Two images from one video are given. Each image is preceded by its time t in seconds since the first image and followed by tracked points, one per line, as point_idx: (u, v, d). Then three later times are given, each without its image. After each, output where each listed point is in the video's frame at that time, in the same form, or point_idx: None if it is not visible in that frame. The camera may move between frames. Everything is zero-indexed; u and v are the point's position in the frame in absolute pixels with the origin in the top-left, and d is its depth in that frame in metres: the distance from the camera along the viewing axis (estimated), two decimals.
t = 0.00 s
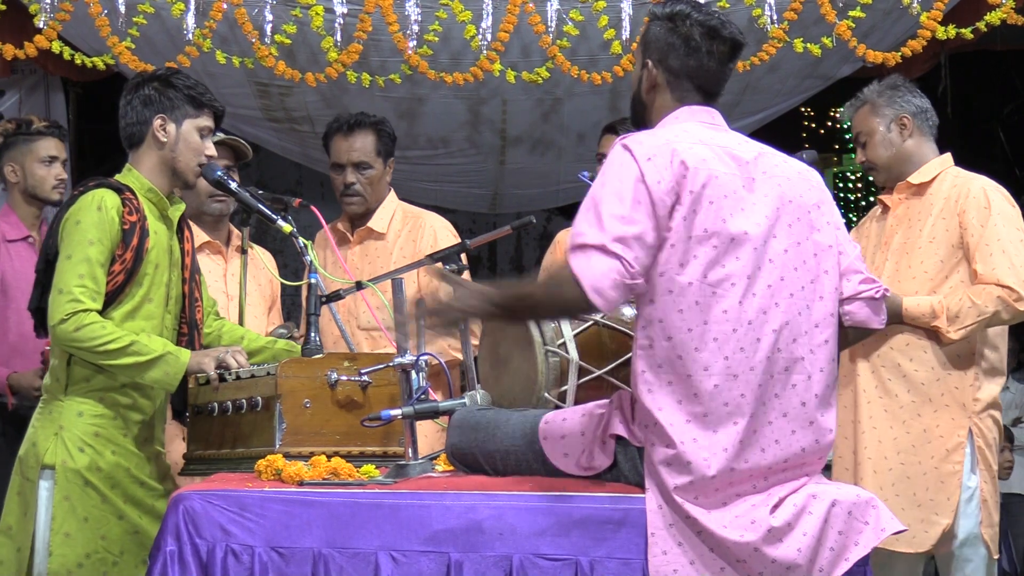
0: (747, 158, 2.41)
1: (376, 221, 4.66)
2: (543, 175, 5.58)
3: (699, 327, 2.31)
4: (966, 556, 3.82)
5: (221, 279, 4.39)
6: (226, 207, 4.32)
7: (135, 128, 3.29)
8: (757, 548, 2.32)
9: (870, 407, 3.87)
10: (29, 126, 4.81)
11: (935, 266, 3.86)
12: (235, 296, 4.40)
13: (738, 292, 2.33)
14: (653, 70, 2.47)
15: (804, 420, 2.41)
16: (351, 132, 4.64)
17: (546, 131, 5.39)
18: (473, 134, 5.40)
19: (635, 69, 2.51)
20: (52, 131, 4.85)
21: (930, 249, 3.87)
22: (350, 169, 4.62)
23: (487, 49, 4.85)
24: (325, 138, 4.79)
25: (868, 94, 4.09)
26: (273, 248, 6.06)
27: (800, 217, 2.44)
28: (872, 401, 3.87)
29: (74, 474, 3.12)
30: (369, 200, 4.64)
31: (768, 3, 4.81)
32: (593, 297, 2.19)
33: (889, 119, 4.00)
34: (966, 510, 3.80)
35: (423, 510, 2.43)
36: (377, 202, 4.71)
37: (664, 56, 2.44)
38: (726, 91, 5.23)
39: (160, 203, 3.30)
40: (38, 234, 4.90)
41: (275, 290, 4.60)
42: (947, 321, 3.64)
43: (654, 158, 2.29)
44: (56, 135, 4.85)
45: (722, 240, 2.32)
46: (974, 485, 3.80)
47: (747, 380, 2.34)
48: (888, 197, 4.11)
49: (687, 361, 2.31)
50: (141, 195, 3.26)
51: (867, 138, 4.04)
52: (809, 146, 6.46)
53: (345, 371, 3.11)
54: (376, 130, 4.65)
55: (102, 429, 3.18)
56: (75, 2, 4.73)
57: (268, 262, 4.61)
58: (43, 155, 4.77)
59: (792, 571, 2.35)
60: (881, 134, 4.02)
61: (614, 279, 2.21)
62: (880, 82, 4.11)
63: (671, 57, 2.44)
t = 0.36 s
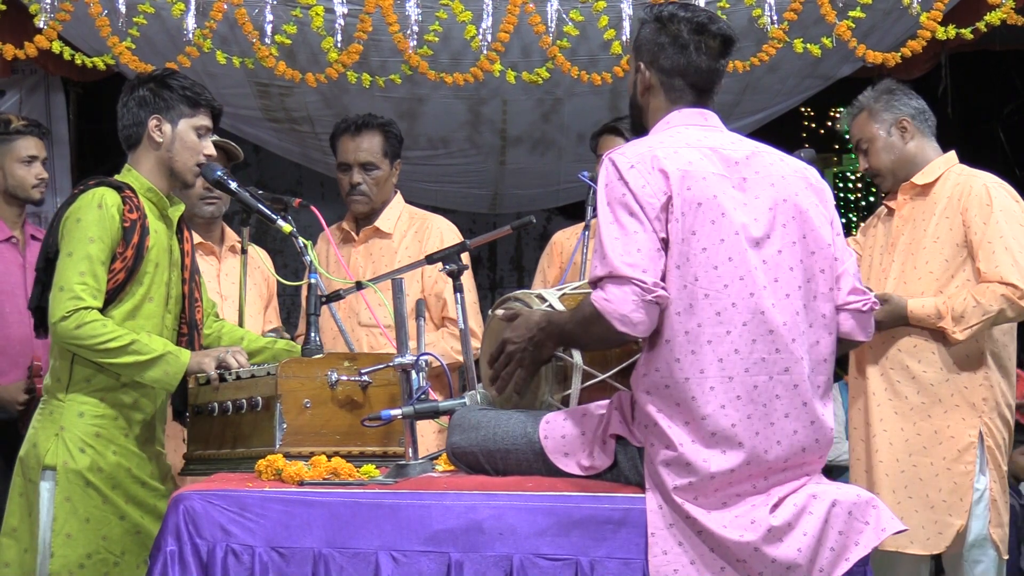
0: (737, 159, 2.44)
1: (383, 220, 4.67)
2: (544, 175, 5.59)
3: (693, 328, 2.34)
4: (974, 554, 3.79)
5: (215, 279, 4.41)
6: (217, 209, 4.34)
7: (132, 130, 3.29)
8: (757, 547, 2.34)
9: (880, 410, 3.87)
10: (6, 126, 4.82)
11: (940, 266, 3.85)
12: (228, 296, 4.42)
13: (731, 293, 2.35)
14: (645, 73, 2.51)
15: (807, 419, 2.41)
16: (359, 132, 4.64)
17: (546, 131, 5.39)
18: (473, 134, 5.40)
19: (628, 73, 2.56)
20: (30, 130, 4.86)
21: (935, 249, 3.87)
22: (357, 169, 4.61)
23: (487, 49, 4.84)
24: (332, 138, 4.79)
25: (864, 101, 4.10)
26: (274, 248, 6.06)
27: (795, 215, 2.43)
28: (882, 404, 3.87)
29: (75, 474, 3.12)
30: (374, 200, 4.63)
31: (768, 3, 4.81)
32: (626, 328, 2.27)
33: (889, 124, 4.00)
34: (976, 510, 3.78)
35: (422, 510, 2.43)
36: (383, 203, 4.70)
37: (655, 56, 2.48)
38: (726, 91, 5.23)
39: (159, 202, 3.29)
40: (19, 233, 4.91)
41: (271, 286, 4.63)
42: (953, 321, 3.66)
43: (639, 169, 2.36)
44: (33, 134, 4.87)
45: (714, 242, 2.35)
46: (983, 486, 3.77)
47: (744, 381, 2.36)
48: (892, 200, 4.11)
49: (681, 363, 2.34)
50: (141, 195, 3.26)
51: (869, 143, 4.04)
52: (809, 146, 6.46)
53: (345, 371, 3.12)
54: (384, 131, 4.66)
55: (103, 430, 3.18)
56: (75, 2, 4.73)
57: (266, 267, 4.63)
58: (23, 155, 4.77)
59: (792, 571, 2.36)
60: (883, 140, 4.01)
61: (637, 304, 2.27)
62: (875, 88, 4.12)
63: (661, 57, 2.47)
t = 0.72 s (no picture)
0: (732, 158, 2.46)
1: (383, 219, 4.66)
2: (543, 175, 5.59)
3: (692, 325, 2.34)
4: (964, 555, 3.76)
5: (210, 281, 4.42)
6: (209, 214, 4.32)
7: (130, 133, 3.31)
8: (757, 547, 2.34)
9: (870, 408, 3.87)
10: None
11: (938, 268, 3.85)
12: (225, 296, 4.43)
13: (728, 289, 2.36)
14: (647, 76, 2.53)
15: (804, 413, 2.43)
16: (352, 137, 4.64)
17: (546, 131, 5.39)
18: (473, 134, 5.40)
19: (620, 86, 2.57)
20: (20, 135, 4.85)
21: (935, 250, 3.86)
22: (353, 175, 4.63)
23: (487, 49, 4.84)
24: (327, 141, 4.78)
25: (903, 79, 4.07)
26: (274, 248, 6.06)
27: (790, 212, 2.45)
28: (872, 402, 3.87)
29: (74, 474, 3.12)
30: (373, 204, 4.64)
31: (768, 3, 4.81)
32: (628, 324, 2.27)
33: (925, 111, 3.99)
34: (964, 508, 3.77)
35: (422, 510, 2.43)
36: (382, 204, 4.71)
37: (654, 62, 2.53)
38: (726, 91, 5.23)
39: (160, 204, 3.29)
40: (11, 238, 4.91)
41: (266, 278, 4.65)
42: (949, 324, 3.66)
43: (635, 168, 2.37)
44: (24, 139, 4.86)
45: (711, 238, 2.36)
46: (972, 484, 3.77)
47: (743, 377, 2.36)
48: (891, 198, 4.10)
49: (681, 359, 2.34)
50: (142, 196, 3.26)
51: (900, 120, 3.98)
52: (809, 146, 6.45)
53: (345, 371, 3.11)
54: (377, 134, 4.66)
55: (102, 429, 3.18)
56: (76, 2, 4.74)
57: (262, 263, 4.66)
58: (12, 159, 4.77)
59: (791, 571, 2.36)
60: (914, 121, 3.98)
61: (638, 301, 2.27)
62: (911, 73, 4.11)
63: (659, 61, 2.53)
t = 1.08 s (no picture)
0: (713, 156, 2.50)
1: (368, 222, 4.68)
2: (543, 175, 5.59)
3: (683, 319, 2.37)
4: (935, 553, 3.76)
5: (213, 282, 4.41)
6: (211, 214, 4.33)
7: (130, 135, 3.31)
8: (757, 546, 2.34)
9: (843, 401, 3.89)
10: None
11: (918, 268, 3.87)
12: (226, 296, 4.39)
13: (716, 281, 2.39)
14: (619, 91, 2.57)
15: (800, 403, 2.44)
16: (329, 146, 4.59)
17: (546, 131, 5.39)
18: (473, 134, 5.40)
19: (594, 104, 2.61)
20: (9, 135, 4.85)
21: (916, 251, 3.88)
22: (334, 185, 4.61)
23: (487, 49, 4.84)
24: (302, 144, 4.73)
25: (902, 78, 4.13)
26: (273, 248, 6.06)
27: (775, 205, 2.48)
28: (845, 395, 3.89)
29: (71, 474, 3.12)
30: (355, 211, 4.63)
31: (768, 3, 4.81)
32: (616, 316, 2.29)
33: (920, 114, 4.07)
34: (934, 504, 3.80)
35: (422, 511, 2.42)
36: (363, 208, 4.69)
37: (627, 76, 2.57)
38: (726, 91, 5.24)
39: (159, 205, 3.29)
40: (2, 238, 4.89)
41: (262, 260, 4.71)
42: (929, 325, 3.68)
43: (615, 168, 2.41)
44: (14, 139, 4.85)
45: (696, 233, 2.40)
46: (944, 481, 3.80)
47: (737, 368, 2.38)
48: (871, 195, 4.13)
49: (674, 353, 2.37)
50: (140, 199, 3.26)
51: (901, 117, 4.03)
52: (809, 146, 6.45)
53: (345, 371, 3.11)
54: (354, 139, 4.62)
55: (99, 429, 3.18)
56: (75, 2, 4.74)
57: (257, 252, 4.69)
58: None
59: (791, 570, 2.37)
60: (910, 121, 4.05)
61: (626, 292, 2.29)
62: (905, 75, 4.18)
63: (629, 81, 2.57)
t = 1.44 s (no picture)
0: (712, 158, 2.50)
1: (357, 222, 4.66)
2: (543, 175, 5.59)
3: (683, 318, 2.38)
4: (903, 554, 3.75)
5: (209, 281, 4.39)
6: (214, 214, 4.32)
7: (127, 137, 3.31)
8: (757, 546, 2.34)
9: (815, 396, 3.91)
10: None
11: (893, 271, 3.93)
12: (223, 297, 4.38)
13: (716, 280, 2.39)
14: (625, 94, 2.58)
15: (800, 402, 2.44)
16: (318, 144, 4.61)
17: (546, 131, 5.39)
18: (473, 134, 5.40)
19: (597, 105, 2.62)
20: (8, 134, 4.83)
21: (891, 253, 3.94)
22: (321, 181, 4.61)
23: (487, 49, 4.83)
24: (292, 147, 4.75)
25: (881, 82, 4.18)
26: (274, 248, 6.06)
27: (774, 206, 2.48)
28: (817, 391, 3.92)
29: (70, 474, 3.12)
30: (341, 209, 4.63)
31: (768, 3, 4.81)
32: (629, 311, 2.29)
33: (894, 118, 4.11)
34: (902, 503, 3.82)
35: (422, 511, 2.42)
36: (350, 208, 4.68)
37: (633, 79, 2.58)
38: (726, 91, 5.24)
39: (159, 207, 3.30)
40: (4, 239, 4.89)
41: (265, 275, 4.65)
42: (904, 325, 3.71)
43: (615, 168, 2.41)
44: (12, 138, 4.84)
45: (695, 233, 2.40)
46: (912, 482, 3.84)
47: (736, 366, 2.38)
48: (845, 196, 4.21)
49: (674, 351, 2.37)
50: (140, 199, 3.27)
51: (869, 120, 4.10)
52: (809, 146, 6.45)
53: (345, 371, 3.11)
54: (343, 138, 4.64)
55: (97, 429, 3.18)
56: (75, 2, 4.73)
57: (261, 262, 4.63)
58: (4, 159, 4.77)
59: (791, 570, 2.36)
60: (881, 125, 4.10)
61: (637, 286, 2.29)
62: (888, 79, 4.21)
63: (637, 82, 2.58)
